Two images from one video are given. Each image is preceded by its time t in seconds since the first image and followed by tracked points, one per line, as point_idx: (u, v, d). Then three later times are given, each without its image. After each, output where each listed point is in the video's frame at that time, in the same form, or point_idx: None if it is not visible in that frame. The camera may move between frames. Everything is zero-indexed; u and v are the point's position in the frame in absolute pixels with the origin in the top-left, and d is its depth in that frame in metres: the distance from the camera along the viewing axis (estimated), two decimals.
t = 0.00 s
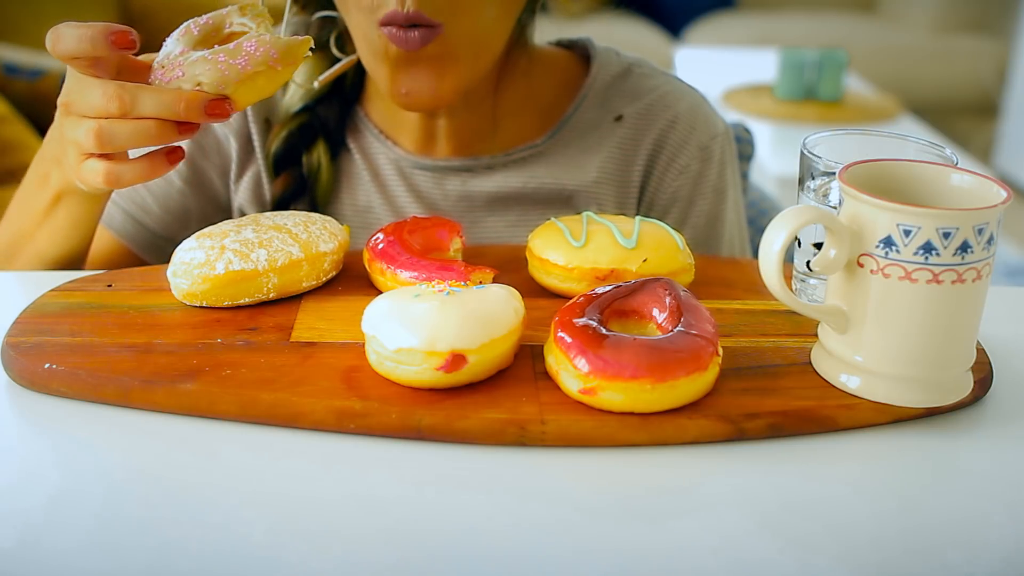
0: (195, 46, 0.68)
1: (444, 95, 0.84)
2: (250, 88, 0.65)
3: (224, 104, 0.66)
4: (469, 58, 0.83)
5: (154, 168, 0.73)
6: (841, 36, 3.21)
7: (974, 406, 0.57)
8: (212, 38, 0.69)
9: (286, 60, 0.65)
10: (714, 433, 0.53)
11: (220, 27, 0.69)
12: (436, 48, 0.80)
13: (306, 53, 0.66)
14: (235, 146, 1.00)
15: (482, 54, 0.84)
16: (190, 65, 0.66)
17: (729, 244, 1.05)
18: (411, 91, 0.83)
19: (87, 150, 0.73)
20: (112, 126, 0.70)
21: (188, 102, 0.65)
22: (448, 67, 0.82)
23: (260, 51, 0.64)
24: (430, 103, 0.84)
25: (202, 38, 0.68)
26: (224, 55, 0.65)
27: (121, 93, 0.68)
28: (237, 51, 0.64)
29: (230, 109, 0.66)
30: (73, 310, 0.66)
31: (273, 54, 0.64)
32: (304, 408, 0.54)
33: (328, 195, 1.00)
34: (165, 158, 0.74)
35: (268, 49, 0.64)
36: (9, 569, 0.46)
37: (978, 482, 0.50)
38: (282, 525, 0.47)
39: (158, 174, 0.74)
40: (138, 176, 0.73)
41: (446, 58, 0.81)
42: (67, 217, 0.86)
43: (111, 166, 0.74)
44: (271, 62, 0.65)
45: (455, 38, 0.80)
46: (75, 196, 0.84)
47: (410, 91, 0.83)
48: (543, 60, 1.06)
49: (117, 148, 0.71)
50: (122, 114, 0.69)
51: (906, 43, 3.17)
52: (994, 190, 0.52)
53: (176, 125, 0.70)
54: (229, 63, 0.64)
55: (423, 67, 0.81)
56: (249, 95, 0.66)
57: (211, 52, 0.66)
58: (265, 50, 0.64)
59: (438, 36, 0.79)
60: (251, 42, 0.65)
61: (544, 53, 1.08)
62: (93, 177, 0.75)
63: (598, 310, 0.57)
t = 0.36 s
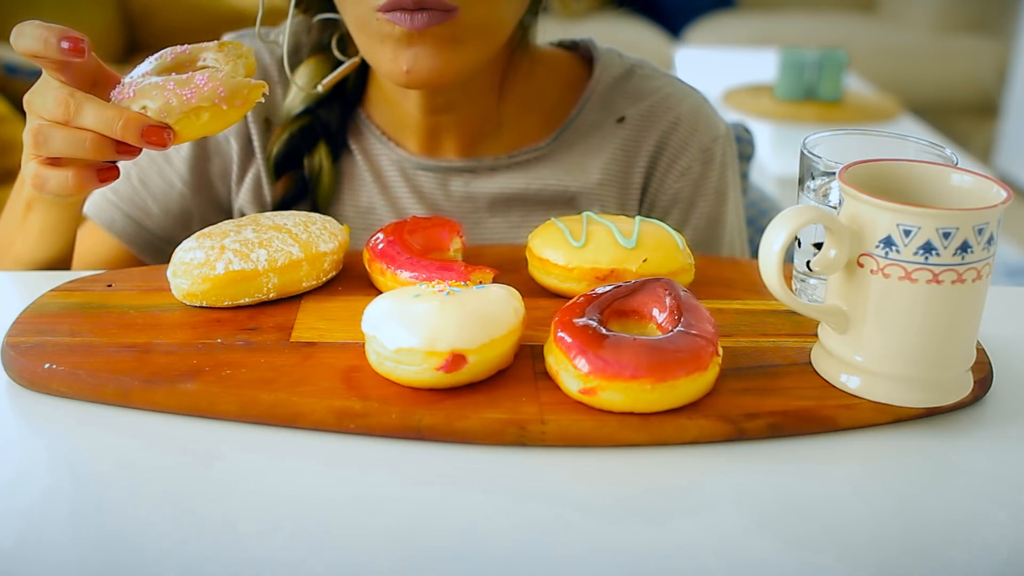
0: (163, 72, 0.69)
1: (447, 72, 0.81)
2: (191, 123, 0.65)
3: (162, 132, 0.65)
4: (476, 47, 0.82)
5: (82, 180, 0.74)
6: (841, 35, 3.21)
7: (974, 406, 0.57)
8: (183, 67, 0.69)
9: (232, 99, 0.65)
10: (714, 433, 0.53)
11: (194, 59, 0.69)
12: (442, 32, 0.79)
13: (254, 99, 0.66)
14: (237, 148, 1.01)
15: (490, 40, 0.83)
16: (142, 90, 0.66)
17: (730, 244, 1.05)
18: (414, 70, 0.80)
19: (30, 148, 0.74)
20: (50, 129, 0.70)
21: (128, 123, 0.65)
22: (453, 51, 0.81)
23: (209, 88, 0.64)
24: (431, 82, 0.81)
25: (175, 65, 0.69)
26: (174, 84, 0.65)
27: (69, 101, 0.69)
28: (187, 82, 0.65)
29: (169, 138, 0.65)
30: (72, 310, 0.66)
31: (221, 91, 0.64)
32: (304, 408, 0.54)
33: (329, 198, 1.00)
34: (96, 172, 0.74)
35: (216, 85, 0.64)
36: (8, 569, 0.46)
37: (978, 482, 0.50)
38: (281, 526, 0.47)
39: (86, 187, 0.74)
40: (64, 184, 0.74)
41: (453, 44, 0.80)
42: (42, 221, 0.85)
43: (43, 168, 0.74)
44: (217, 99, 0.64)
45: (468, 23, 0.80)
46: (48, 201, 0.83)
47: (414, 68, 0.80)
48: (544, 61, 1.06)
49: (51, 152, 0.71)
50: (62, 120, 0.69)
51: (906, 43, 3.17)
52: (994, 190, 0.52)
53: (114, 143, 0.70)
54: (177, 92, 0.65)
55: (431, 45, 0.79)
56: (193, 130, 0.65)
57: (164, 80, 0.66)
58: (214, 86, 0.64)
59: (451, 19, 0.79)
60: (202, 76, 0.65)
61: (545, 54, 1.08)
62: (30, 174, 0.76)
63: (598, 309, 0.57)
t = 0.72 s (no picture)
0: (165, 91, 0.68)
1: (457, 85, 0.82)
2: (192, 146, 0.65)
3: (161, 154, 0.65)
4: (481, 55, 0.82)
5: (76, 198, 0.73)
6: (841, 35, 3.21)
7: (974, 406, 0.57)
8: (185, 87, 0.69)
9: (233, 124, 0.65)
10: (714, 433, 0.53)
11: (197, 78, 0.69)
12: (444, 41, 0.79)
13: (256, 124, 0.66)
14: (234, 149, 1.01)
15: (496, 49, 0.84)
16: (143, 110, 0.66)
17: (728, 244, 1.05)
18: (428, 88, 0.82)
19: (27, 163, 0.74)
20: (49, 145, 0.70)
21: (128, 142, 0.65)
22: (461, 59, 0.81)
23: (210, 111, 0.64)
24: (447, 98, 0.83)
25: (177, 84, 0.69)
26: (175, 106, 0.65)
27: (70, 117, 0.69)
28: (189, 104, 0.64)
29: (168, 159, 0.65)
30: (72, 311, 0.66)
31: (222, 116, 0.64)
32: (304, 408, 0.54)
33: (326, 198, 1.00)
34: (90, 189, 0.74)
35: (217, 109, 0.64)
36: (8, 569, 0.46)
37: (978, 482, 0.50)
38: (281, 526, 0.47)
39: (80, 205, 0.74)
40: (57, 201, 0.73)
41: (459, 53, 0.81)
42: (39, 234, 0.86)
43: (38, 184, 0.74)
44: (218, 123, 0.64)
45: (474, 30, 0.80)
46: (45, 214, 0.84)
47: (430, 87, 0.81)
48: (543, 61, 1.06)
49: (49, 169, 0.71)
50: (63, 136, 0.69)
51: (906, 43, 3.17)
52: (994, 190, 0.52)
53: (113, 163, 0.70)
54: (178, 115, 0.64)
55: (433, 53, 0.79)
56: (193, 153, 0.66)
57: (165, 101, 0.66)
58: (215, 111, 0.64)
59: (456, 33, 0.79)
60: (204, 99, 0.64)
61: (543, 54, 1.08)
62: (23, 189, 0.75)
63: (598, 310, 0.57)
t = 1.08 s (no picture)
0: (165, 91, 0.68)
1: (453, 78, 0.81)
2: (191, 146, 0.65)
3: (160, 152, 0.65)
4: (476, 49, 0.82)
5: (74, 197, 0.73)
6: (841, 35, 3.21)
7: (974, 406, 0.56)
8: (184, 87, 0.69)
9: (232, 123, 0.64)
10: (714, 433, 0.53)
11: (197, 78, 0.69)
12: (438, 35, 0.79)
13: (254, 124, 0.66)
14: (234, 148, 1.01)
15: (491, 44, 0.83)
16: (142, 109, 0.66)
17: (729, 244, 1.05)
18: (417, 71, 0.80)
19: (26, 160, 0.74)
20: (49, 144, 0.70)
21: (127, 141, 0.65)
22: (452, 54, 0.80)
23: (209, 110, 0.64)
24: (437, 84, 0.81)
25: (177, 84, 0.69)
26: (174, 105, 0.65)
27: (69, 115, 0.69)
28: (188, 104, 0.64)
29: (167, 158, 0.65)
30: (72, 311, 0.66)
31: (222, 116, 0.64)
32: (304, 409, 0.54)
33: (327, 198, 1.00)
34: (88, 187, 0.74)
35: (216, 109, 0.64)
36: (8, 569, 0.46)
37: (978, 482, 0.50)
38: (281, 526, 0.47)
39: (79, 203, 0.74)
40: (55, 199, 0.73)
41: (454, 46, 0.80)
42: (40, 233, 0.86)
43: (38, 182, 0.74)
44: (217, 122, 0.64)
45: (472, 25, 0.80)
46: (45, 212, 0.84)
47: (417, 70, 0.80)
48: (543, 61, 1.06)
49: (48, 167, 0.71)
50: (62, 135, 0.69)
51: (906, 43, 3.17)
52: (994, 190, 0.52)
53: (112, 162, 0.70)
54: (177, 114, 0.64)
55: (432, 51, 0.79)
56: (192, 153, 0.65)
57: (164, 100, 0.66)
58: (215, 110, 0.64)
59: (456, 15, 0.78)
60: (203, 98, 0.65)
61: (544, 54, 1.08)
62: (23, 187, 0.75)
63: (598, 310, 0.57)
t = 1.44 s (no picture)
0: (163, 88, 0.69)
1: (444, 77, 0.81)
2: (188, 142, 0.65)
3: (157, 149, 0.65)
4: (471, 46, 0.82)
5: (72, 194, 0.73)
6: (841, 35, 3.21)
7: (974, 406, 0.56)
8: (183, 84, 0.69)
9: (229, 120, 0.64)
10: (714, 433, 0.53)
11: (196, 75, 0.69)
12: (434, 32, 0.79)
13: (252, 120, 0.66)
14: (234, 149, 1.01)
15: (485, 41, 0.83)
16: (140, 105, 0.66)
17: (729, 244, 1.05)
18: (406, 70, 0.80)
19: (26, 156, 0.74)
20: (48, 140, 0.70)
21: (126, 137, 0.65)
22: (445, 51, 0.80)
23: (206, 106, 0.64)
24: (426, 83, 0.81)
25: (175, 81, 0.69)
26: (172, 101, 0.65)
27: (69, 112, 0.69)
28: (186, 100, 0.64)
29: (164, 155, 0.65)
30: (72, 311, 0.66)
31: (219, 111, 0.64)
32: (304, 409, 0.54)
33: (327, 198, 1.00)
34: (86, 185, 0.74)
35: (214, 105, 0.64)
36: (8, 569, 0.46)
37: (979, 482, 0.50)
38: (281, 526, 0.47)
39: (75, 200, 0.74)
40: (52, 196, 0.73)
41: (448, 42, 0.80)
42: (40, 231, 0.86)
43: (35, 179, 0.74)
44: (215, 119, 0.64)
45: (467, 23, 0.80)
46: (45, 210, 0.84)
47: (406, 68, 0.80)
48: (543, 61, 1.06)
49: (46, 162, 0.71)
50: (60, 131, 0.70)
51: (907, 43, 3.16)
52: (994, 190, 0.52)
53: (109, 159, 0.70)
54: (174, 110, 0.64)
55: (430, 49, 0.79)
56: (190, 149, 0.65)
57: (163, 97, 0.66)
58: (212, 106, 0.64)
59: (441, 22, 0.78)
60: (201, 95, 0.64)
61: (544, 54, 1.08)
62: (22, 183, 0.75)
63: (598, 310, 0.57)
